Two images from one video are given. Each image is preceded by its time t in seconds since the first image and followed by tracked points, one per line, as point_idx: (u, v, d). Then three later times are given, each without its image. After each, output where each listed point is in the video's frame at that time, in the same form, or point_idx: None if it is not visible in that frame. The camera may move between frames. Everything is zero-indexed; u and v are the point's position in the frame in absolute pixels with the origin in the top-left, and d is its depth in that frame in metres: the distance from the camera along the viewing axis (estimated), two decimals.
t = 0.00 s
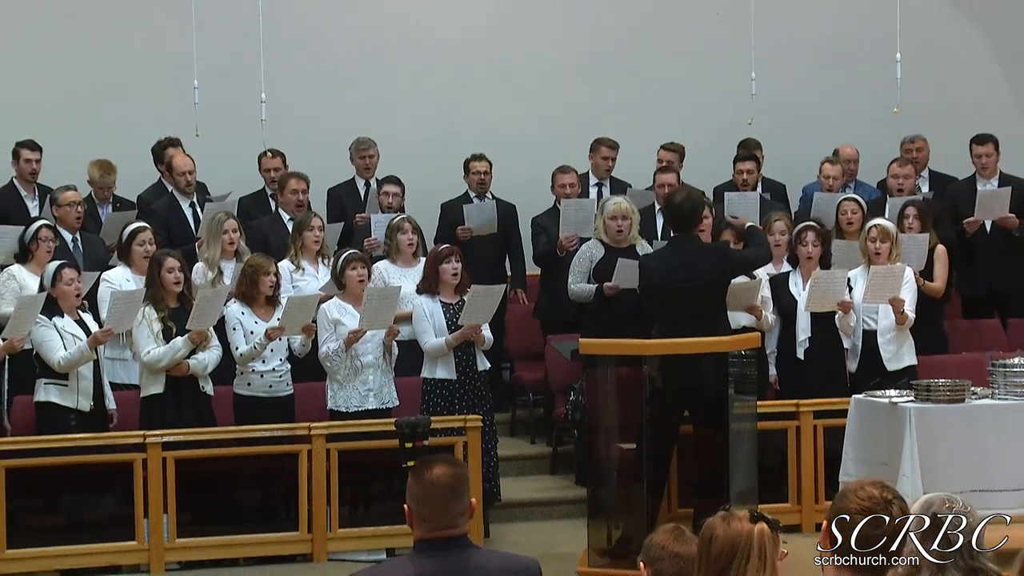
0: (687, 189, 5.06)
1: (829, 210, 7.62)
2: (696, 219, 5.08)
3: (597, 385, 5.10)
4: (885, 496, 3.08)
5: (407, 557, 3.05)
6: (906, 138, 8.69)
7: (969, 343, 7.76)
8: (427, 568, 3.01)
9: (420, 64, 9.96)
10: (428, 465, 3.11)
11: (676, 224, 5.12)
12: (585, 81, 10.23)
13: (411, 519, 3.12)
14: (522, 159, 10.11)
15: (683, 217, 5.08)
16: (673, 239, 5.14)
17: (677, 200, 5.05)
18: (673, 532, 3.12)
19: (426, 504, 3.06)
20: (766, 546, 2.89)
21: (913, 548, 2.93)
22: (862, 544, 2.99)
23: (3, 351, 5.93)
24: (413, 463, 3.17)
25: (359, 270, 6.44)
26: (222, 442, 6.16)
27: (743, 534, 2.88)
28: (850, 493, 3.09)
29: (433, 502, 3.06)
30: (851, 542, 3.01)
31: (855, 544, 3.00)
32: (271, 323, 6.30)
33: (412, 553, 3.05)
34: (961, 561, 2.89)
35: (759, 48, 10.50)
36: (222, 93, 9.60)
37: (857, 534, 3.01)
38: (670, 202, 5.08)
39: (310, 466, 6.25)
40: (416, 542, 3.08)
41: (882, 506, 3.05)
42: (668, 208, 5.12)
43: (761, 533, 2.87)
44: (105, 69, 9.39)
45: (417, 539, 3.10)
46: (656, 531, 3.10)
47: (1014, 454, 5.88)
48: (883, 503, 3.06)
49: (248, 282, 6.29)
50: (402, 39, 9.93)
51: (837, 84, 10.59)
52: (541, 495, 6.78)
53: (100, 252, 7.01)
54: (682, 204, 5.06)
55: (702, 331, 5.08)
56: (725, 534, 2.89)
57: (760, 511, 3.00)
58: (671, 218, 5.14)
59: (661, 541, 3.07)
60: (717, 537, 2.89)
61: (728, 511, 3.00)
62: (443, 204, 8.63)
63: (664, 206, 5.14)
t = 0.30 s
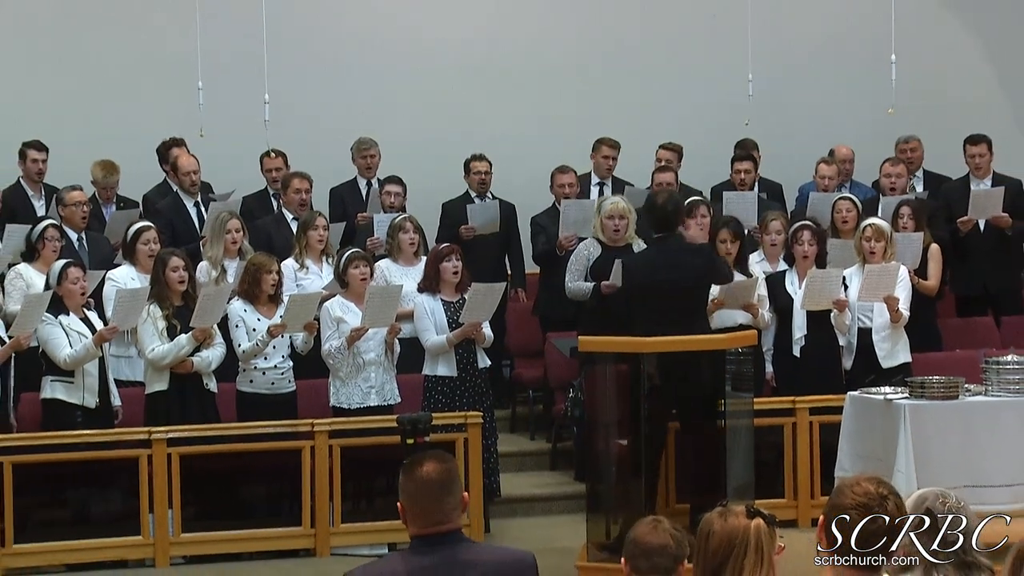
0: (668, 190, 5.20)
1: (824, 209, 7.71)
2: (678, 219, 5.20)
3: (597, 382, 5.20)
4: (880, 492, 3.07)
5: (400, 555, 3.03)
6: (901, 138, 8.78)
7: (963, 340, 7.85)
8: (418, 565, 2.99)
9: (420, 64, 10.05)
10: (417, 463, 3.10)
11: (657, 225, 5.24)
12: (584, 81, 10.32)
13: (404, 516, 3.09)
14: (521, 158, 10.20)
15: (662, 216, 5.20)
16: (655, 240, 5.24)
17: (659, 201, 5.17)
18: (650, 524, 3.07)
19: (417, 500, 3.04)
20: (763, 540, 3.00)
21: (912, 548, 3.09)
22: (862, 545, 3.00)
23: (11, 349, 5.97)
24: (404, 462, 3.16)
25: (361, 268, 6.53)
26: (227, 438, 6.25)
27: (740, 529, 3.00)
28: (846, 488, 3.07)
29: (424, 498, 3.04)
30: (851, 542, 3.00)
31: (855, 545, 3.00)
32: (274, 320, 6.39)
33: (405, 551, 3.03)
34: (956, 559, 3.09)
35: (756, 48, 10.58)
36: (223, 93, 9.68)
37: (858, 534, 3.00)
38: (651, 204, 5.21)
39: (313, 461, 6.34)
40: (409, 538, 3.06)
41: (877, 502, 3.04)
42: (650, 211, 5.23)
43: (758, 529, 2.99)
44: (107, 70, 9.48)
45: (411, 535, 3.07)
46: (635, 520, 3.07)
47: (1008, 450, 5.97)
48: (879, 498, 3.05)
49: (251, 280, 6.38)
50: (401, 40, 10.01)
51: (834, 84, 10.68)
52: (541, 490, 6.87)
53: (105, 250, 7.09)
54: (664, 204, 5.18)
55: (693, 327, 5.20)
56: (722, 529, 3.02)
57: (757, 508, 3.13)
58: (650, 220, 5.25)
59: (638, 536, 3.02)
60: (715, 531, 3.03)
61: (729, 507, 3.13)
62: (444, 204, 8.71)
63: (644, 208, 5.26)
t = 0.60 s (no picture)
0: (642, 191, 5.31)
1: (820, 209, 7.80)
2: (653, 219, 5.33)
3: (595, 380, 5.25)
4: (874, 487, 3.14)
5: (421, 548, 3.09)
6: (896, 138, 8.87)
7: (956, 338, 7.94)
8: (440, 561, 3.04)
9: (420, 65, 10.13)
10: (440, 458, 3.15)
11: (632, 225, 5.35)
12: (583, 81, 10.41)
13: (426, 512, 3.15)
14: (521, 158, 10.29)
15: (636, 217, 5.32)
16: (633, 239, 5.36)
17: (635, 203, 5.28)
18: (621, 515, 3.13)
19: (439, 496, 3.10)
20: (757, 534, 3.06)
21: (914, 548, 3.13)
22: (862, 544, 3.08)
23: (17, 346, 6.07)
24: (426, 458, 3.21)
25: (364, 267, 6.62)
26: (231, 435, 6.34)
27: (734, 524, 3.05)
28: (841, 483, 3.14)
29: (445, 495, 3.10)
30: (851, 542, 3.08)
31: (855, 545, 3.08)
32: (277, 318, 6.47)
33: (426, 545, 3.10)
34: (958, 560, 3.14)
35: (753, 48, 10.67)
36: (225, 93, 9.76)
37: (857, 534, 3.08)
38: (627, 206, 5.31)
39: (316, 457, 6.43)
40: (430, 534, 3.12)
41: (872, 496, 3.11)
42: (624, 213, 5.34)
43: (752, 524, 3.05)
44: (109, 70, 9.56)
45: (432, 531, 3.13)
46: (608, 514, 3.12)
47: (1001, 446, 6.06)
48: (874, 494, 3.12)
49: (254, 279, 6.46)
50: (402, 40, 10.10)
51: (830, 84, 10.77)
52: (541, 486, 6.96)
53: (110, 250, 7.17)
54: (639, 205, 5.30)
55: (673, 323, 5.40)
56: (717, 524, 3.07)
57: (750, 503, 3.20)
58: (624, 221, 5.36)
59: (610, 529, 3.07)
60: (710, 527, 3.07)
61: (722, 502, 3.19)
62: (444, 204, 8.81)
63: (619, 209, 5.37)
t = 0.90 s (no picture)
0: (639, 193, 5.39)
1: (816, 209, 7.90)
2: (644, 220, 5.41)
3: (594, 377, 5.32)
4: (874, 481, 2.98)
5: (444, 542, 3.05)
6: (891, 139, 8.97)
7: (950, 336, 8.03)
8: (464, 552, 3.00)
9: (420, 65, 10.22)
10: (464, 453, 3.10)
11: (624, 226, 5.44)
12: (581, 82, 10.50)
13: (449, 505, 3.10)
14: (520, 158, 10.37)
15: (629, 218, 5.41)
16: (628, 241, 5.46)
17: (631, 204, 5.37)
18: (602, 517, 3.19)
19: (463, 491, 3.04)
20: (752, 527, 3.04)
21: (915, 549, 3.12)
22: (862, 544, 2.95)
23: (24, 344, 6.16)
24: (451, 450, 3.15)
25: (366, 266, 6.69)
26: (234, 431, 6.42)
27: (728, 520, 3.05)
28: (840, 478, 2.98)
29: (470, 488, 3.05)
30: (851, 542, 2.94)
31: (855, 544, 2.95)
32: (280, 316, 6.56)
33: (449, 539, 3.05)
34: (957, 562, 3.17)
35: (750, 48, 10.76)
36: (226, 92, 9.84)
37: (858, 534, 2.93)
38: (622, 206, 5.39)
39: (319, 453, 6.52)
40: (454, 527, 3.07)
41: (871, 491, 2.95)
42: (618, 214, 5.42)
43: (746, 518, 3.03)
44: (111, 70, 9.65)
45: (455, 524, 3.08)
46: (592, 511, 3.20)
47: (993, 443, 6.15)
48: (873, 488, 2.96)
49: (258, 277, 6.55)
50: (402, 41, 10.18)
51: (827, 84, 10.86)
52: (541, 481, 7.05)
53: (115, 249, 7.26)
54: (635, 207, 5.38)
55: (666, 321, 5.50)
56: (711, 521, 3.07)
57: (745, 494, 3.15)
58: (617, 221, 5.44)
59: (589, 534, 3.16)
60: (704, 523, 3.07)
61: (715, 495, 3.16)
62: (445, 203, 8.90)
63: (613, 208, 5.44)
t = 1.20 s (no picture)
0: (646, 193, 5.48)
1: (812, 209, 8.02)
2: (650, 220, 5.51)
3: (593, 373, 5.44)
4: (871, 478, 3.04)
5: (458, 535, 3.06)
6: (886, 140, 9.07)
7: (945, 333, 8.12)
8: (478, 546, 3.02)
9: (420, 65, 10.30)
10: (478, 447, 3.13)
11: (630, 224, 5.52)
12: (580, 82, 10.58)
13: (462, 499, 3.12)
14: (520, 157, 10.46)
15: (636, 218, 5.49)
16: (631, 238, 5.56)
17: (639, 204, 5.44)
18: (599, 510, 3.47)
19: (476, 485, 3.07)
20: (749, 522, 3.11)
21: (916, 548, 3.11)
22: (862, 545, 2.96)
23: (31, 342, 6.24)
24: (463, 444, 3.18)
25: (369, 265, 6.76)
26: (239, 427, 6.51)
27: (725, 517, 3.10)
28: (838, 475, 3.04)
29: (483, 483, 3.08)
30: (851, 542, 2.96)
31: (855, 545, 2.96)
32: (284, 314, 6.65)
33: (463, 532, 3.06)
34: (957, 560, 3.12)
35: (748, 49, 10.85)
36: (227, 92, 9.91)
37: (858, 534, 2.96)
38: (631, 206, 5.46)
39: (321, 449, 6.60)
40: (466, 521, 3.09)
41: (869, 487, 3.01)
42: (625, 214, 5.50)
43: (743, 513, 3.10)
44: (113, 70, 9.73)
45: (467, 518, 3.10)
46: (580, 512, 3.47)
47: (987, 439, 6.23)
48: (871, 485, 3.03)
49: (262, 276, 6.64)
50: (402, 42, 10.26)
51: (824, 84, 10.95)
52: (541, 477, 7.13)
53: (120, 247, 7.34)
54: (642, 207, 5.47)
55: (664, 321, 5.55)
56: (708, 518, 3.12)
57: (739, 494, 3.23)
58: (622, 219, 5.52)
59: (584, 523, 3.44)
60: (701, 521, 3.13)
61: (711, 494, 3.23)
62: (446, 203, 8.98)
63: (620, 208, 5.51)
